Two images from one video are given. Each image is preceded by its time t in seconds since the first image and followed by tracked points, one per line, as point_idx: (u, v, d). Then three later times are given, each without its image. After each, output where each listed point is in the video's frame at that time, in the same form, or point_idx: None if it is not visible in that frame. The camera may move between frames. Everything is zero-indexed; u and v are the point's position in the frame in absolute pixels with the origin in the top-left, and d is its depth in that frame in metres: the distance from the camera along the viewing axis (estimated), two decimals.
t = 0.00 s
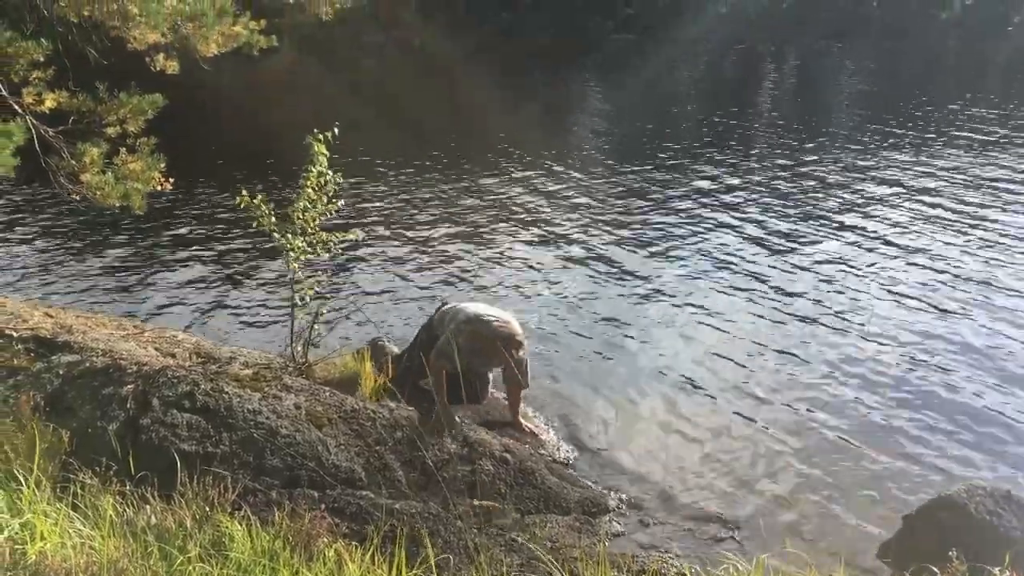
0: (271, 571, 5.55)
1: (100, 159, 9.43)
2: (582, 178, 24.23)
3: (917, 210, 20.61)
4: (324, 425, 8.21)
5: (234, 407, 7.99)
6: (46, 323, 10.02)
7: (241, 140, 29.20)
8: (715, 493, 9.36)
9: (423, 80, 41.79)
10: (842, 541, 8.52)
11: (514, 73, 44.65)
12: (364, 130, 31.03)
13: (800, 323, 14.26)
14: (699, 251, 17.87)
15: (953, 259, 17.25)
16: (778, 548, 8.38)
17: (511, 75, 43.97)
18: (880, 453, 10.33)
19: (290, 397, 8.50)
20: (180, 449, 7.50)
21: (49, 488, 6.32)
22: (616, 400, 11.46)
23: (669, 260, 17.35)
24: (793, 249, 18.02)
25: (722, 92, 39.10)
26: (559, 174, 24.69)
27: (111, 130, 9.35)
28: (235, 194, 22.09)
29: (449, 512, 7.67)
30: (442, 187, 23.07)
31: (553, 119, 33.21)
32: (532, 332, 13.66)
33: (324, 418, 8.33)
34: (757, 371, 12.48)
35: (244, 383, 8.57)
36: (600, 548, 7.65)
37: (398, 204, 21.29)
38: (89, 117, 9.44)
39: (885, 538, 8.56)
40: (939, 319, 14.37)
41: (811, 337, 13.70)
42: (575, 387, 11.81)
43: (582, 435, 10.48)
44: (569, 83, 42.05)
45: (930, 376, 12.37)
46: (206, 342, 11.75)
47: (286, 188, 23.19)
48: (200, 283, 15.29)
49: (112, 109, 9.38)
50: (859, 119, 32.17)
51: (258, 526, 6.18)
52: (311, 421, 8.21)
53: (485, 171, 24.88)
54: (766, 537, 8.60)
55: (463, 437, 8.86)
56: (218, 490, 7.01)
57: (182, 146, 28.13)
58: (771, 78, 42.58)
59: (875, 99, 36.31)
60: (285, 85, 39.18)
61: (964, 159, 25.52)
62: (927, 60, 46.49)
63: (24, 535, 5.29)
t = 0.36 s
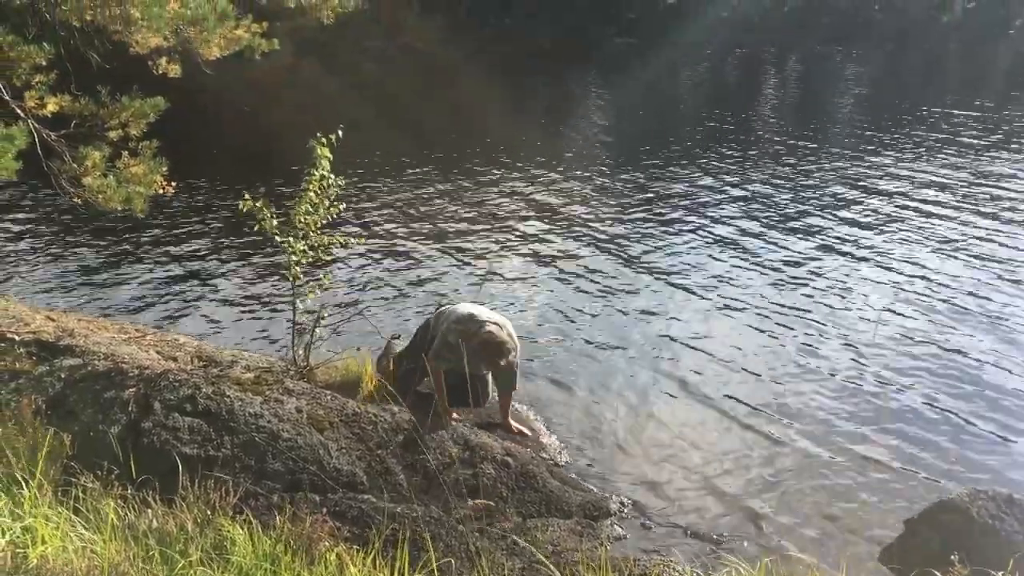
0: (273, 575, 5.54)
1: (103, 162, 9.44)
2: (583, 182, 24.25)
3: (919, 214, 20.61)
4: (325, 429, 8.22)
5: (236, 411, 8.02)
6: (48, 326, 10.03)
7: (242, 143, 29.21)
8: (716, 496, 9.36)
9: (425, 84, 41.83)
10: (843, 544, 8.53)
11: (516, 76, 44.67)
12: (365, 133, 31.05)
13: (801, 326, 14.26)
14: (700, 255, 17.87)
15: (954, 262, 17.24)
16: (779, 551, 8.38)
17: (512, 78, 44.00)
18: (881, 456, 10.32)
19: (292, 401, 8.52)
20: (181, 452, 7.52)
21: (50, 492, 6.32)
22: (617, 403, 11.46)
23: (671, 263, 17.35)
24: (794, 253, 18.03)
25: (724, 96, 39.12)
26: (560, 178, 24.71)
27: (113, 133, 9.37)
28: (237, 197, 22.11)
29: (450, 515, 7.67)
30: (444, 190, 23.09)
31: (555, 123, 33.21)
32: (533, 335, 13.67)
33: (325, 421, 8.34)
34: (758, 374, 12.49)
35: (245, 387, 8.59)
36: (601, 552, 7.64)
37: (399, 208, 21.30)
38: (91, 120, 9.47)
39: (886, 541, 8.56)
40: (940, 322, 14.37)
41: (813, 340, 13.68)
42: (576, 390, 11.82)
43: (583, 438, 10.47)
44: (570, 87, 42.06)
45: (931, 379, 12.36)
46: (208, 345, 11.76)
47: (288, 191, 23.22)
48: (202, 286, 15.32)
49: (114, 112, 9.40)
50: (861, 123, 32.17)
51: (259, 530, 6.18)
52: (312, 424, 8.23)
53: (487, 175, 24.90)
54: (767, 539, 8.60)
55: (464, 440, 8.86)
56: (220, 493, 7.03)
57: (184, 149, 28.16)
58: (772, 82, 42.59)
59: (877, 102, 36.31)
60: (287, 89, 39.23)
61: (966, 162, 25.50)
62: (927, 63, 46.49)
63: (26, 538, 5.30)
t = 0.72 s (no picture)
0: None
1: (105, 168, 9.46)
2: (585, 188, 24.27)
3: (920, 222, 20.61)
4: (326, 435, 8.20)
5: (236, 417, 8.01)
6: (49, 331, 10.04)
7: (244, 149, 29.27)
8: (717, 503, 9.35)
9: (427, 91, 41.90)
10: (844, 551, 8.52)
11: (518, 83, 44.75)
12: (368, 140, 31.12)
13: (803, 334, 14.25)
14: (701, 262, 17.87)
15: (956, 270, 17.26)
16: (780, 559, 8.37)
17: (515, 86, 44.07)
18: (882, 463, 10.31)
19: (292, 406, 8.51)
20: (182, 457, 7.52)
21: (51, 497, 6.31)
22: (618, 411, 11.44)
23: (672, 270, 17.36)
24: (796, 260, 18.02)
25: (726, 104, 39.18)
26: (563, 184, 24.74)
27: (116, 139, 9.39)
28: (239, 203, 22.15)
29: (451, 522, 7.65)
30: (445, 197, 23.13)
31: (556, 130, 33.26)
32: (535, 342, 13.67)
33: (326, 427, 8.33)
34: (760, 381, 12.47)
35: (246, 393, 8.58)
36: (601, 559, 7.63)
37: (401, 214, 21.33)
38: (94, 125, 9.48)
39: (886, 549, 8.55)
40: (942, 330, 14.36)
41: (815, 348, 13.67)
42: (577, 397, 11.80)
43: (584, 445, 10.45)
44: (572, 94, 42.12)
45: (933, 387, 12.35)
46: (209, 351, 11.77)
47: (290, 197, 23.25)
48: (203, 291, 15.32)
49: (116, 118, 9.42)
50: (862, 131, 32.19)
51: (260, 536, 6.16)
52: (313, 430, 8.22)
53: (488, 181, 24.93)
54: (768, 547, 8.58)
55: (465, 446, 8.84)
56: (220, 499, 7.02)
57: (186, 155, 28.21)
58: (774, 89, 42.65)
59: (879, 110, 36.34)
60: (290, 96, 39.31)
61: (967, 170, 25.50)
62: (929, 71, 46.54)
63: (26, 543, 5.29)
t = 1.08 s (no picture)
0: None
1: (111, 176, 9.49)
2: (589, 200, 24.31)
3: (925, 237, 20.59)
4: (328, 445, 8.19)
5: (239, 426, 8.01)
6: (53, 339, 10.05)
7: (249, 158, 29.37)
8: (719, 517, 9.32)
9: (432, 101, 42.01)
10: (847, 567, 8.48)
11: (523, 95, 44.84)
12: (372, 150, 31.19)
13: (808, 348, 14.22)
14: (706, 275, 17.86)
15: (961, 286, 17.21)
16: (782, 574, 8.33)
17: (519, 97, 44.15)
18: (886, 479, 10.27)
19: (295, 416, 8.50)
20: (185, 466, 7.51)
21: (53, 505, 6.30)
22: (621, 423, 11.42)
23: (676, 283, 17.36)
24: (800, 274, 18.01)
25: (730, 117, 39.25)
26: (566, 196, 24.79)
27: (122, 147, 9.42)
28: (243, 211, 22.21)
29: (453, 534, 7.62)
30: (449, 207, 23.16)
31: (561, 141, 33.32)
32: (538, 353, 13.67)
33: (329, 437, 8.31)
34: (765, 395, 12.44)
35: (249, 401, 8.58)
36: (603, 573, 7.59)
37: (405, 224, 21.38)
38: (100, 134, 9.51)
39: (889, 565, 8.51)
40: (946, 346, 14.32)
41: (818, 362, 13.64)
42: (581, 409, 11.79)
43: (587, 458, 10.43)
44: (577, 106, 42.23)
45: (937, 403, 12.31)
46: (213, 359, 11.78)
47: (295, 206, 23.32)
48: (207, 300, 15.33)
49: (123, 126, 9.46)
50: (867, 145, 32.19)
51: (261, 547, 6.15)
52: (315, 440, 8.20)
53: (492, 193, 24.98)
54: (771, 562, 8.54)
55: (469, 457, 8.81)
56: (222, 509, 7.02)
57: (191, 163, 28.31)
58: (778, 103, 42.73)
59: (884, 124, 36.38)
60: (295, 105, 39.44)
61: (973, 186, 25.47)
62: (934, 86, 46.53)
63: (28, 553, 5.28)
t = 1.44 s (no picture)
0: None
1: (117, 188, 9.54)
2: (591, 214, 24.38)
3: (928, 253, 20.59)
4: (330, 457, 8.20)
5: (241, 438, 8.02)
6: (56, 350, 10.08)
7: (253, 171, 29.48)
8: (721, 533, 9.30)
9: (435, 115, 42.14)
10: None
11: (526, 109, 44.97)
12: (375, 163, 31.31)
13: (810, 364, 14.21)
14: (707, 290, 17.87)
15: (965, 303, 17.19)
16: None
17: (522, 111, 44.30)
18: (888, 497, 10.25)
19: (297, 429, 8.51)
20: (187, 478, 7.52)
21: (55, 517, 6.30)
22: (622, 437, 11.42)
23: (677, 297, 17.37)
24: (803, 289, 18.01)
25: (732, 131, 39.36)
26: (568, 210, 24.87)
27: (127, 160, 9.47)
28: (246, 224, 22.28)
29: (454, 549, 7.61)
30: (452, 221, 23.23)
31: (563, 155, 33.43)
32: (539, 367, 13.68)
33: (330, 450, 8.31)
34: (767, 411, 12.43)
35: (251, 413, 8.59)
36: None
37: (407, 237, 21.45)
38: (105, 146, 9.55)
39: None
40: (949, 362, 14.31)
41: (820, 378, 13.64)
42: (583, 423, 11.79)
43: (588, 472, 10.42)
44: (579, 120, 42.38)
45: (940, 421, 12.29)
46: (215, 371, 11.81)
47: (297, 219, 23.40)
48: (211, 312, 15.36)
49: (128, 138, 9.51)
50: (870, 161, 32.24)
51: (262, 559, 6.14)
52: (317, 453, 8.21)
53: (495, 206, 25.06)
54: None
55: (470, 469, 8.78)
56: (223, 522, 7.01)
57: (195, 176, 28.42)
58: (781, 117, 42.84)
59: (885, 139, 36.45)
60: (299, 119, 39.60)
61: (976, 201, 25.51)
62: (937, 102, 46.61)
63: (30, 565, 5.26)
